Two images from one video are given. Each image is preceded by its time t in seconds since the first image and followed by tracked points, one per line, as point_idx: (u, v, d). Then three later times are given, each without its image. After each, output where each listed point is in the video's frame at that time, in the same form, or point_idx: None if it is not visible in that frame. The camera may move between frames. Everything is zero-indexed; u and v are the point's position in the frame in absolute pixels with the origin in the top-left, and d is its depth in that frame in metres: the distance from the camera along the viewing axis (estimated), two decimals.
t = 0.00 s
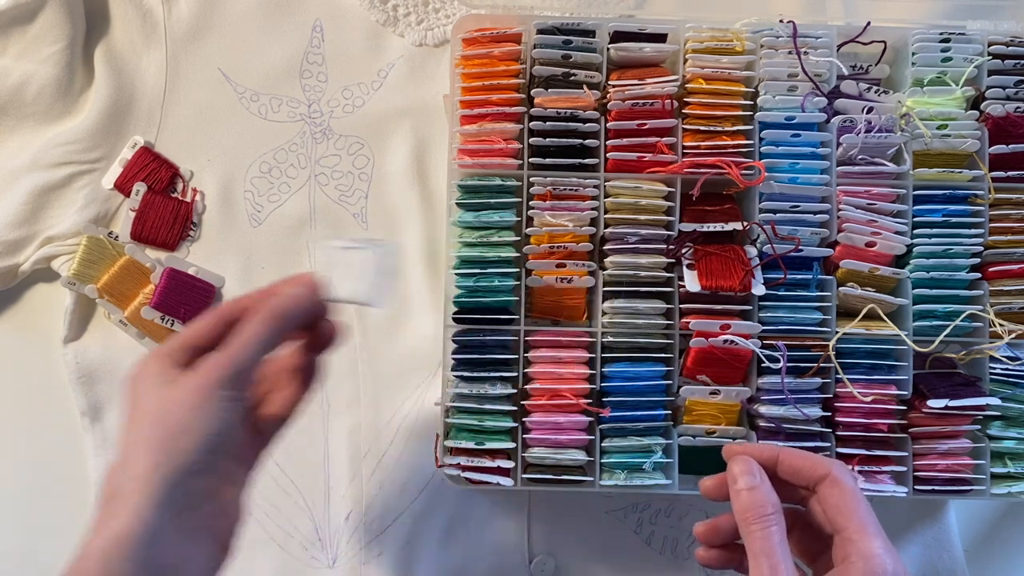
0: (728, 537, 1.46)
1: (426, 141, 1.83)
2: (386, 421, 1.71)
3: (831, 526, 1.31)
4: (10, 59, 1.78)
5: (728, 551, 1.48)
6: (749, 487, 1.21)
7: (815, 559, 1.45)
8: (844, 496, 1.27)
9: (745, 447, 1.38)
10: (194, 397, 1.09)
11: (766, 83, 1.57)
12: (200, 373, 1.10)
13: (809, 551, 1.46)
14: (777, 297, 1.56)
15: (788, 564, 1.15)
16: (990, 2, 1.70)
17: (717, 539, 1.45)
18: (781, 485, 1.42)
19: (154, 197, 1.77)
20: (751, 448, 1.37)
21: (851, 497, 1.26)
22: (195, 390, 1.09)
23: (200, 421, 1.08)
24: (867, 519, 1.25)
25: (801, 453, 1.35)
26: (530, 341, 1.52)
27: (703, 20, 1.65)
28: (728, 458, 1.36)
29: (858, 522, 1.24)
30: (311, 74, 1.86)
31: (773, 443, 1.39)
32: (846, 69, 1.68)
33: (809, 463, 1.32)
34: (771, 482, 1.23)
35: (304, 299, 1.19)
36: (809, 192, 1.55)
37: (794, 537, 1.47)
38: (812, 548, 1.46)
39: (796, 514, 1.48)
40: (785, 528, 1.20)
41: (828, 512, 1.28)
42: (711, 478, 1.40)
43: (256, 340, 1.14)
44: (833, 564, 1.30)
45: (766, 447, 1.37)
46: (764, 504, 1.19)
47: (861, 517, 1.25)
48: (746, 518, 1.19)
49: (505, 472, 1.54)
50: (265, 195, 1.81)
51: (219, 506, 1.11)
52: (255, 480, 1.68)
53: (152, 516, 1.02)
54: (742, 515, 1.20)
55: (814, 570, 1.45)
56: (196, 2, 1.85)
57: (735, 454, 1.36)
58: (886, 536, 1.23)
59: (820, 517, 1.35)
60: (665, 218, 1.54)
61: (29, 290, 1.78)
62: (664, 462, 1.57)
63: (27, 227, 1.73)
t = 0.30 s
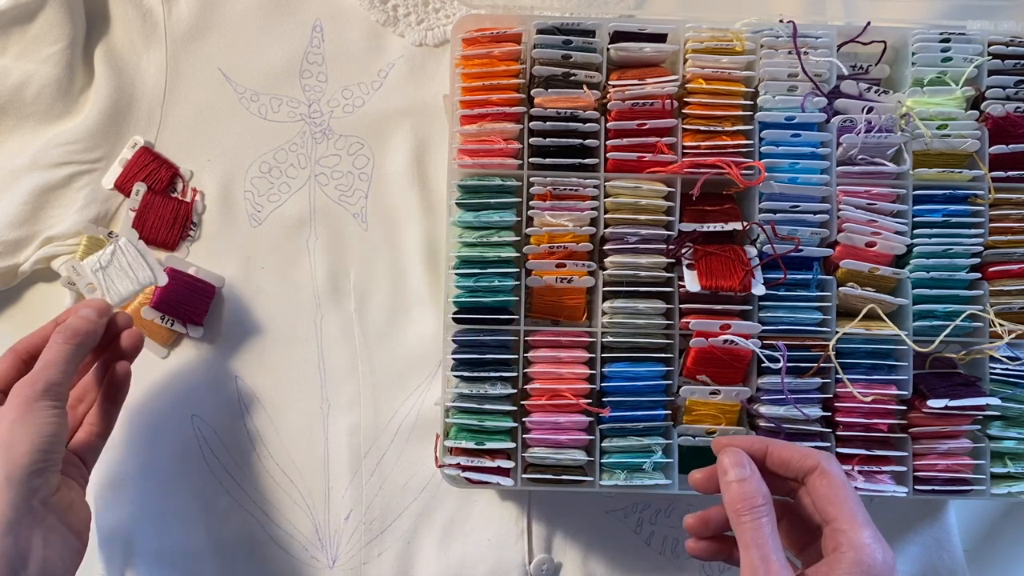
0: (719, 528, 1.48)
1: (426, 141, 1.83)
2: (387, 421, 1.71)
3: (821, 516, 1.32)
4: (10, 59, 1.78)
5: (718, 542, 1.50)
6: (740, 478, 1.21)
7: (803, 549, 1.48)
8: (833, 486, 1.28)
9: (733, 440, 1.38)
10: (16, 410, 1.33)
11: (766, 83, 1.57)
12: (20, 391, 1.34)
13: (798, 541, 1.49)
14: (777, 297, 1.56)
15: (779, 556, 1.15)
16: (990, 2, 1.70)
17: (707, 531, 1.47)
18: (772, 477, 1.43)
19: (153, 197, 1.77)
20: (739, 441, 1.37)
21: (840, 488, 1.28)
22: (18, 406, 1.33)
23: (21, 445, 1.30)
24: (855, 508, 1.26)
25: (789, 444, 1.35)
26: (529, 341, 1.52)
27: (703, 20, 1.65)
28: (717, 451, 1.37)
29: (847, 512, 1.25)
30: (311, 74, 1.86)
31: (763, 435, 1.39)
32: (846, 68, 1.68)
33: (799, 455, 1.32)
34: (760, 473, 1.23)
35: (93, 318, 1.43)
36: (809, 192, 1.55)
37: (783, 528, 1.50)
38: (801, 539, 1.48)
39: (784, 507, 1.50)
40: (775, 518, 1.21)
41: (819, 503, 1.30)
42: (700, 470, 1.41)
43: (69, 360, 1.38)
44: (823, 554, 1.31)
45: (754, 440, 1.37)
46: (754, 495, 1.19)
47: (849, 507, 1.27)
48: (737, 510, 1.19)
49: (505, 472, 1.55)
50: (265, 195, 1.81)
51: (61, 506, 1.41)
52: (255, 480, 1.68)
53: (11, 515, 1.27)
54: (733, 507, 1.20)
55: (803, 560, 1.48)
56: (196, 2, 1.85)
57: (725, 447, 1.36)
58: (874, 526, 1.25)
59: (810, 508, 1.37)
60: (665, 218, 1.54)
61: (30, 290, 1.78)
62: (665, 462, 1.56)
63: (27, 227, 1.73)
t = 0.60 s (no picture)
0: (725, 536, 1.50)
1: (426, 141, 1.83)
2: (387, 421, 1.71)
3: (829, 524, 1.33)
4: (10, 59, 1.78)
5: (726, 552, 1.52)
6: (747, 488, 1.21)
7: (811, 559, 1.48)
8: (842, 496, 1.29)
9: (740, 449, 1.37)
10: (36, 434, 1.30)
11: (766, 83, 1.57)
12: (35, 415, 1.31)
13: (805, 551, 1.49)
14: (777, 297, 1.56)
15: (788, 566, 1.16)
16: (990, 2, 1.70)
17: (714, 540, 1.49)
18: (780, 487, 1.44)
19: (153, 197, 1.77)
20: (747, 450, 1.37)
21: (850, 499, 1.28)
22: (37, 428, 1.31)
23: (47, 466, 1.28)
24: (862, 518, 1.27)
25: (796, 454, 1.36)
26: (529, 341, 1.52)
27: (703, 20, 1.65)
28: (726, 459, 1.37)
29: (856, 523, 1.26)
30: (311, 74, 1.86)
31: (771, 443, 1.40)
32: (846, 68, 1.68)
33: (806, 464, 1.33)
34: (768, 483, 1.23)
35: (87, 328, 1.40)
36: (809, 192, 1.55)
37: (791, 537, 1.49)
38: (809, 549, 1.48)
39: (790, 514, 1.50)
40: (783, 527, 1.21)
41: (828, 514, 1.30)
42: (707, 479, 1.41)
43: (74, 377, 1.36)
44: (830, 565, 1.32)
45: (761, 449, 1.37)
46: (763, 505, 1.20)
47: (857, 516, 1.27)
48: (746, 520, 1.20)
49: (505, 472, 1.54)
50: (265, 195, 1.81)
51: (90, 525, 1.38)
52: (255, 481, 1.68)
53: (47, 535, 1.25)
54: (740, 517, 1.20)
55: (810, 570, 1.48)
56: (196, 2, 1.85)
57: (732, 456, 1.36)
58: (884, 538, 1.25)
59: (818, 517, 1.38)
60: (665, 218, 1.54)
61: (29, 291, 1.78)
62: (664, 462, 1.56)
63: (27, 227, 1.73)
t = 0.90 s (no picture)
0: (800, 555, 1.46)
1: (426, 141, 1.83)
2: (387, 421, 1.71)
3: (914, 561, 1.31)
4: (10, 59, 1.78)
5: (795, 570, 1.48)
6: (828, 512, 1.17)
7: None
8: (936, 535, 1.27)
9: (849, 463, 1.33)
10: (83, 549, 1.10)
11: (766, 83, 1.57)
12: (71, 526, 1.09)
13: None
14: (777, 297, 1.56)
15: None
16: (990, 2, 1.70)
17: (790, 557, 1.46)
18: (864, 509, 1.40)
19: (153, 197, 1.77)
20: (855, 468, 1.33)
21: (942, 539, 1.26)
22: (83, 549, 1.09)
23: None
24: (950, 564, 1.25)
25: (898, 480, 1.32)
26: (529, 341, 1.52)
27: (703, 20, 1.65)
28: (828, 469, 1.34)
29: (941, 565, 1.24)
30: (311, 74, 1.86)
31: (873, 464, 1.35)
32: (846, 68, 1.68)
33: (909, 495, 1.30)
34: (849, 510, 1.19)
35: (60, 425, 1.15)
36: (809, 192, 1.55)
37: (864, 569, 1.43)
38: None
39: (868, 539, 1.46)
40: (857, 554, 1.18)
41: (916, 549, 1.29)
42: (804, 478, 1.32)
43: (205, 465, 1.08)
44: None
45: (866, 468, 1.33)
46: (840, 531, 1.16)
47: (942, 560, 1.26)
48: (819, 543, 1.17)
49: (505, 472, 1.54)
50: (265, 195, 1.81)
51: None
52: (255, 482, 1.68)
53: None
54: (814, 539, 1.17)
55: None
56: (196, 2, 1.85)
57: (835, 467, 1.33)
58: None
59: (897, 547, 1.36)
60: (665, 218, 1.54)
61: (29, 291, 1.77)
62: (665, 462, 1.56)
63: (27, 227, 1.73)
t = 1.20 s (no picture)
0: (848, 541, 1.40)
1: (426, 140, 1.83)
2: (387, 421, 1.71)
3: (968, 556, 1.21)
4: (10, 59, 1.78)
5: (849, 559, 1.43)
6: (880, 498, 1.15)
7: None
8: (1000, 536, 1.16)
9: (919, 446, 1.27)
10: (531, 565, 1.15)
11: (766, 83, 1.57)
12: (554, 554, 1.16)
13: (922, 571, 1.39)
14: (777, 297, 1.56)
15: None
16: (991, 2, 1.70)
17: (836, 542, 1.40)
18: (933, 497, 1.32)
19: (154, 197, 1.77)
20: (923, 452, 1.26)
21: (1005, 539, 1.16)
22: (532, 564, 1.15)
23: None
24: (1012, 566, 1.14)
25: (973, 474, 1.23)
26: (529, 341, 1.52)
27: (703, 20, 1.65)
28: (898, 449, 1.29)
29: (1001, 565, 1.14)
30: (311, 74, 1.86)
31: (948, 453, 1.27)
32: (846, 68, 1.68)
33: (976, 489, 1.21)
34: (904, 499, 1.16)
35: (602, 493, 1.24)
36: (809, 192, 1.55)
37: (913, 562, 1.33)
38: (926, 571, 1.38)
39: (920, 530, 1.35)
40: (907, 545, 1.15)
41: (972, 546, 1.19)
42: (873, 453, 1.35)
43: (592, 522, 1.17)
44: None
45: (936, 454, 1.26)
46: (892, 518, 1.14)
47: (1000, 558, 1.14)
48: (868, 528, 1.15)
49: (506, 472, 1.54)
50: (265, 195, 1.81)
51: None
52: (256, 482, 1.68)
53: None
54: (863, 524, 1.16)
55: None
56: (196, 2, 1.85)
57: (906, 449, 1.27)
58: None
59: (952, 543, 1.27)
60: (665, 218, 1.54)
61: (29, 290, 1.78)
62: (665, 463, 1.56)
63: (27, 227, 1.73)
